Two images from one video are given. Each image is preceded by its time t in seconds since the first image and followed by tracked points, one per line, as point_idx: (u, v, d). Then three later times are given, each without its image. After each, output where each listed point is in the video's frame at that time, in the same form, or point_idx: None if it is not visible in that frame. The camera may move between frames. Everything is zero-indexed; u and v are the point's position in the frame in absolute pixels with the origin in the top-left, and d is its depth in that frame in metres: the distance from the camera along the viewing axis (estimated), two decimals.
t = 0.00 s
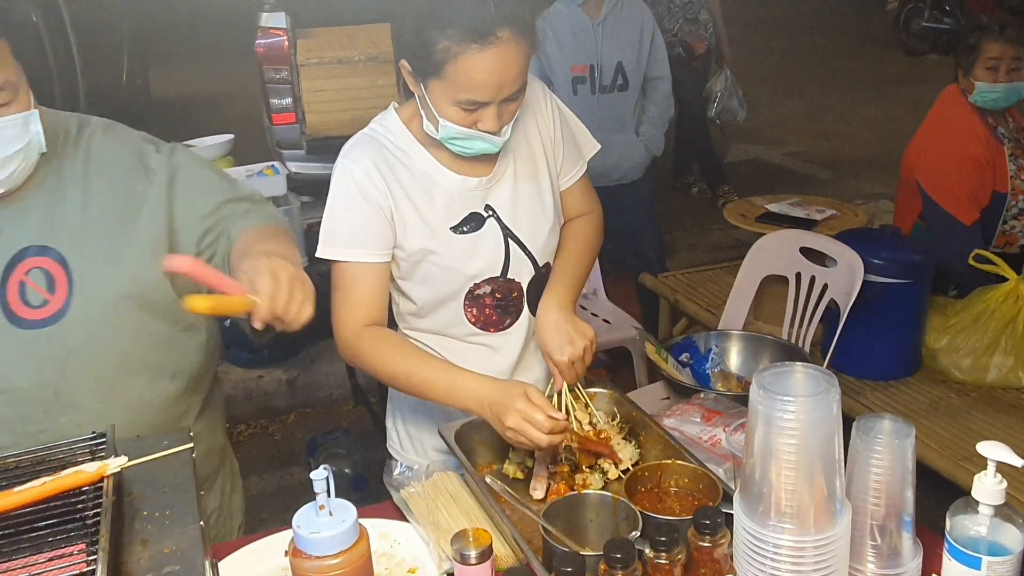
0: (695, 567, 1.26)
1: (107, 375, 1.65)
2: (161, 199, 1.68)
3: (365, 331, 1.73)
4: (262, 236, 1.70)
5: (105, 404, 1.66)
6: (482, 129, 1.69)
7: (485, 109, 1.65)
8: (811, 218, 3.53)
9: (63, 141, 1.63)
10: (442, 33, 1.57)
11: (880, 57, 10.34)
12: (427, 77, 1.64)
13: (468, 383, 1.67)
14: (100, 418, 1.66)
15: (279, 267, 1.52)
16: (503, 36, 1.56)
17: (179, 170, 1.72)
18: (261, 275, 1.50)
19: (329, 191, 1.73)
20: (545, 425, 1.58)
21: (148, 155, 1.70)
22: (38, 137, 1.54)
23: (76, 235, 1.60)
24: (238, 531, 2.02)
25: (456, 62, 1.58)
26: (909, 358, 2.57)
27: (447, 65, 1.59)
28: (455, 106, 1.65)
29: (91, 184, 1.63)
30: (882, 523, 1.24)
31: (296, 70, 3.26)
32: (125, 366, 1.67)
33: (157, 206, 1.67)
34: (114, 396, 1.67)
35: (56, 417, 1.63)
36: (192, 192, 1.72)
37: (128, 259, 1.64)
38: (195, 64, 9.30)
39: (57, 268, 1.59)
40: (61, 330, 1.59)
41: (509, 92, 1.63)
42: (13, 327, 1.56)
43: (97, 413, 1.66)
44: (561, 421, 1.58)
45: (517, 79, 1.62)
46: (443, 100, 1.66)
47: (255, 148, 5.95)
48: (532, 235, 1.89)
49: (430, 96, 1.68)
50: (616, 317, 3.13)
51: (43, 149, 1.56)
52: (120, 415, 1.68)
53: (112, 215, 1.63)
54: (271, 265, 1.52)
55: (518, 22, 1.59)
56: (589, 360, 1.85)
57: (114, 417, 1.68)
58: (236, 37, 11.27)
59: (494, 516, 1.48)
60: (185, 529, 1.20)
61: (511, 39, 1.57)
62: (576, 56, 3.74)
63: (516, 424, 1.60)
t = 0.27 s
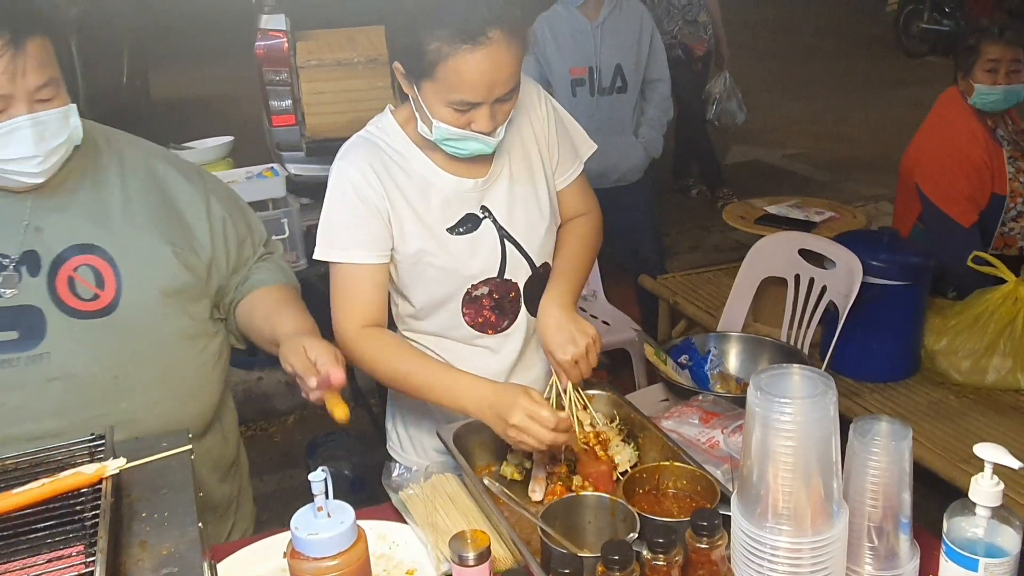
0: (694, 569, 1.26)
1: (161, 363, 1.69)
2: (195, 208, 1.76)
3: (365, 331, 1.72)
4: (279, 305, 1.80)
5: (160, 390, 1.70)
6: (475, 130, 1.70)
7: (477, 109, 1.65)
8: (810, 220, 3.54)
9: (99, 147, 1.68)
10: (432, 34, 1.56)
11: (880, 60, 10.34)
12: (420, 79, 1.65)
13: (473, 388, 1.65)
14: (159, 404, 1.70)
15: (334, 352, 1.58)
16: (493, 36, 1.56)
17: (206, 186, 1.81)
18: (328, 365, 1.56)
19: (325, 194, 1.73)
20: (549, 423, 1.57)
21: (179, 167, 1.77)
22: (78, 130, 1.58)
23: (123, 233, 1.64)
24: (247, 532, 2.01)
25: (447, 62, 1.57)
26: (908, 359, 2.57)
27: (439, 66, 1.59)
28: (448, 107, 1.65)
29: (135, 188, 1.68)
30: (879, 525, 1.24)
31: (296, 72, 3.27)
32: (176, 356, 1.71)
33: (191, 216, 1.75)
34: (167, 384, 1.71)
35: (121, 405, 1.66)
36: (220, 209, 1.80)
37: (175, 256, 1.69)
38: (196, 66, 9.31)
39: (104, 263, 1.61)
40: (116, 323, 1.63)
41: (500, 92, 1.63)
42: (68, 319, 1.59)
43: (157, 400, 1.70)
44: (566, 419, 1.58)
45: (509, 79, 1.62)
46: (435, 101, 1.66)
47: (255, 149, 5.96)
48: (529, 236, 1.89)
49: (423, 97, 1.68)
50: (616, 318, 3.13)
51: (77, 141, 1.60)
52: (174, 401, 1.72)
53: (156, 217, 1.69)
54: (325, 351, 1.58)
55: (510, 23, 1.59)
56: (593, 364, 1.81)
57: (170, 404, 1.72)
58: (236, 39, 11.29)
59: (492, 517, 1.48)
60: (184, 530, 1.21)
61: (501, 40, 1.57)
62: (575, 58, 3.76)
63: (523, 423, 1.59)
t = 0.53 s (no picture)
0: (691, 568, 1.26)
1: (181, 358, 1.69)
2: (209, 210, 1.76)
3: (385, 322, 1.76)
4: (291, 322, 1.82)
5: (181, 385, 1.70)
6: (456, 131, 1.69)
7: (456, 109, 1.64)
8: (809, 220, 3.54)
9: (116, 147, 1.70)
10: (414, 30, 1.58)
11: (879, 60, 10.34)
12: (404, 75, 1.65)
13: (485, 354, 1.72)
14: (177, 398, 1.70)
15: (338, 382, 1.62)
16: (472, 38, 1.56)
17: (219, 189, 1.81)
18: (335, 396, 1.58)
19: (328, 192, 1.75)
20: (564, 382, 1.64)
21: (192, 170, 1.79)
22: (99, 127, 1.62)
23: (140, 232, 1.65)
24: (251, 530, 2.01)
25: (425, 58, 1.58)
26: (907, 360, 2.57)
27: (417, 62, 1.60)
28: (428, 104, 1.65)
29: (150, 189, 1.69)
30: (877, 525, 1.24)
31: (295, 73, 3.26)
32: (196, 351, 1.71)
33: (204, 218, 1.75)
34: (189, 378, 1.71)
35: (142, 399, 1.66)
36: (231, 213, 1.81)
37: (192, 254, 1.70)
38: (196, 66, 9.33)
39: (123, 260, 1.62)
40: (134, 318, 1.63)
41: (479, 94, 1.62)
42: (91, 313, 1.59)
43: (174, 394, 1.69)
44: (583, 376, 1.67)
45: (488, 82, 1.61)
46: (417, 98, 1.66)
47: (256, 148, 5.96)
48: (526, 235, 1.89)
49: (408, 92, 1.69)
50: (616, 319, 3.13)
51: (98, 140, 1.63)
52: (195, 394, 1.72)
53: (171, 216, 1.70)
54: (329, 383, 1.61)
55: (493, 25, 1.59)
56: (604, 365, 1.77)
57: (191, 398, 1.72)
58: (237, 39, 11.29)
59: (490, 517, 1.49)
60: (182, 530, 1.21)
61: (480, 42, 1.57)
62: (574, 59, 3.75)
63: (542, 379, 1.65)
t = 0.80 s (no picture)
0: (691, 568, 1.26)
1: (178, 361, 1.69)
2: (214, 214, 1.75)
3: (381, 318, 1.76)
4: (302, 351, 1.83)
5: (177, 388, 1.70)
6: (450, 126, 1.68)
7: (452, 104, 1.64)
8: (809, 220, 3.54)
9: (125, 147, 1.70)
10: (410, 24, 1.58)
11: (879, 61, 10.35)
12: (402, 69, 1.65)
13: (476, 357, 1.70)
14: (171, 403, 1.70)
15: (347, 421, 1.67)
16: (464, 34, 1.56)
17: (227, 193, 1.80)
18: (342, 437, 1.63)
19: (330, 185, 1.76)
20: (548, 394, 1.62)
21: (201, 172, 1.78)
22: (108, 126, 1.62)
23: (145, 233, 1.65)
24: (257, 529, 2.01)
25: (419, 52, 1.58)
26: (907, 360, 2.57)
27: (412, 56, 1.59)
28: (423, 97, 1.65)
29: (157, 189, 1.69)
30: (876, 525, 1.24)
31: (296, 73, 3.27)
32: (193, 354, 1.71)
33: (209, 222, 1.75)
34: (185, 381, 1.71)
35: (136, 401, 1.66)
36: (237, 219, 1.79)
37: (194, 258, 1.69)
38: (196, 66, 9.34)
39: (126, 260, 1.62)
40: (133, 319, 1.63)
41: (473, 90, 1.62)
42: (88, 314, 1.59)
43: (169, 398, 1.69)
44: (564, 386, 1.63)
45: (480, 79, 1.61)
46: (413, 90, 1.66)
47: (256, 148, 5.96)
48: (528, 232, 1.88)
49: (405, 86, 1.68)
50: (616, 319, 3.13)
51: (107, 138, 1.64)
52: (190, 397, 1.72)
53: (176, 219, 1.69)
54: (339, 418, 1.67)
55: (486, 23, 1.59)
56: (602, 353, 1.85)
57: (186, 401, 1.72)
58: (237, 39, 11.30)
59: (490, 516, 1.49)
60: (182, 529, 1.21)
61: (474, 38, 1.57)
62: (574, 59, 3.74)
63: (523, 391, 1.63)
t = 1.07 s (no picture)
0: (689, 568, 1.26)
1: (158, 371, 1.67)
2: (210, 221, 1.75)
3: (365, 315, 1.77)
4: (313, 370, 1.81)
5: (154, 400, 1.67)
6: (466, 120, 1.69)
7: (467, 99, 1.64)
8: (809, 220, 3.54)
9: (129, 147, 1.71)
10: (422, 21, 1.58)
11: (879, 60, 10.34)
12: (413, 66, 1.65)
13: (451, 374, 1.69)
14: (147, 413, 1.67)
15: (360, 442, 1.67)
16: (481, 27, 1.56)
17: (229, 201, 1.79)
18: (354, 458, 1.63)
19: (327, 183, 1.76)
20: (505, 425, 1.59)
21: (203, 178, 1.78)
22: (112, 127, 1.63)
23: (137, 239, 1.65)
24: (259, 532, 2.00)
25: (435, 49, 1.58)
26: (906, 359, 2.57)
27: (428, 52, 1.59)
28: (438, 94, 1.64)
29: (154, 193, 1.69)
30: (874, 524, 1.24)
31: (295, 73, 3.27)
32: (174, 365, 1.69)
33: (205, 230, 1.74)
34: (163, 392, 1.68)
35: (109, 409, 1.63)
36: (235, 229, 1.78)
37: (182, 266, 1.69)
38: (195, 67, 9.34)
39: (114, 264, 1.62)
40: (116, 324, 1.62)
41: (490, 82, 1.62)
42: (71, 319, 1.59)
43: (144, 408, 1.67)
44: (516, 423, 1.59)
45: (498, 69, 1.61)
46: (427, 88, 1.66)
47: (255, 149, 5.96)
48: (527, 228, 1.88)
49: (416, 84, 1.68)
50: (615, 319, 3.13)
51: (111, 137, 1.64)
52: (164, 411, 1.69)
53: (168, 226, 1.69)
54: (350, 438, 1.67)
55: (500, 15, 1.59)
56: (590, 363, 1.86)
57: (162, 413, 1.69)
58: (236, 40, 11.30)
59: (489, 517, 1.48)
60: (179, 530, 1.21)
61: (489, 31, 1.57)
62: (574, 59, 3.75)
63: (477, 418, 1.61)
